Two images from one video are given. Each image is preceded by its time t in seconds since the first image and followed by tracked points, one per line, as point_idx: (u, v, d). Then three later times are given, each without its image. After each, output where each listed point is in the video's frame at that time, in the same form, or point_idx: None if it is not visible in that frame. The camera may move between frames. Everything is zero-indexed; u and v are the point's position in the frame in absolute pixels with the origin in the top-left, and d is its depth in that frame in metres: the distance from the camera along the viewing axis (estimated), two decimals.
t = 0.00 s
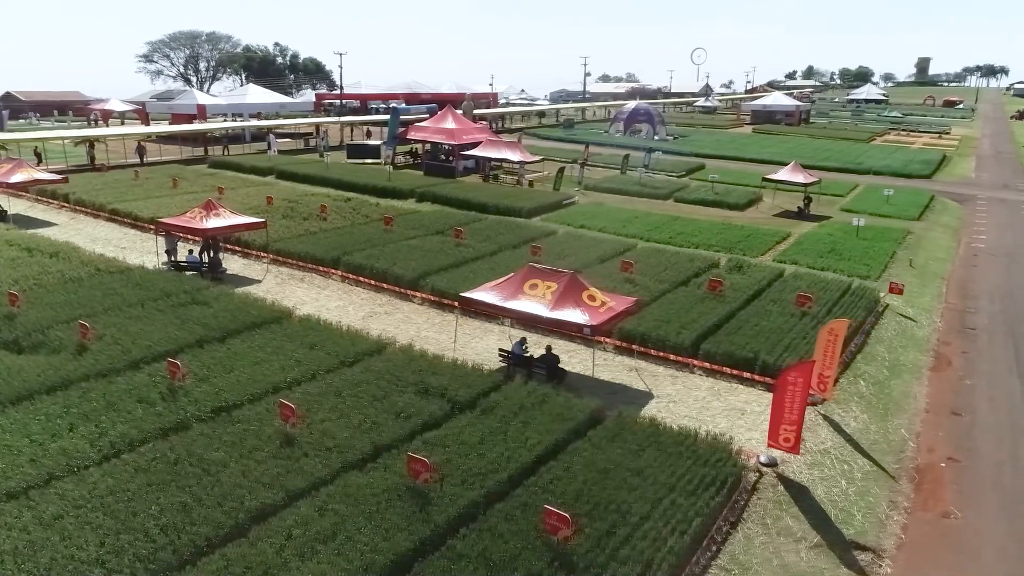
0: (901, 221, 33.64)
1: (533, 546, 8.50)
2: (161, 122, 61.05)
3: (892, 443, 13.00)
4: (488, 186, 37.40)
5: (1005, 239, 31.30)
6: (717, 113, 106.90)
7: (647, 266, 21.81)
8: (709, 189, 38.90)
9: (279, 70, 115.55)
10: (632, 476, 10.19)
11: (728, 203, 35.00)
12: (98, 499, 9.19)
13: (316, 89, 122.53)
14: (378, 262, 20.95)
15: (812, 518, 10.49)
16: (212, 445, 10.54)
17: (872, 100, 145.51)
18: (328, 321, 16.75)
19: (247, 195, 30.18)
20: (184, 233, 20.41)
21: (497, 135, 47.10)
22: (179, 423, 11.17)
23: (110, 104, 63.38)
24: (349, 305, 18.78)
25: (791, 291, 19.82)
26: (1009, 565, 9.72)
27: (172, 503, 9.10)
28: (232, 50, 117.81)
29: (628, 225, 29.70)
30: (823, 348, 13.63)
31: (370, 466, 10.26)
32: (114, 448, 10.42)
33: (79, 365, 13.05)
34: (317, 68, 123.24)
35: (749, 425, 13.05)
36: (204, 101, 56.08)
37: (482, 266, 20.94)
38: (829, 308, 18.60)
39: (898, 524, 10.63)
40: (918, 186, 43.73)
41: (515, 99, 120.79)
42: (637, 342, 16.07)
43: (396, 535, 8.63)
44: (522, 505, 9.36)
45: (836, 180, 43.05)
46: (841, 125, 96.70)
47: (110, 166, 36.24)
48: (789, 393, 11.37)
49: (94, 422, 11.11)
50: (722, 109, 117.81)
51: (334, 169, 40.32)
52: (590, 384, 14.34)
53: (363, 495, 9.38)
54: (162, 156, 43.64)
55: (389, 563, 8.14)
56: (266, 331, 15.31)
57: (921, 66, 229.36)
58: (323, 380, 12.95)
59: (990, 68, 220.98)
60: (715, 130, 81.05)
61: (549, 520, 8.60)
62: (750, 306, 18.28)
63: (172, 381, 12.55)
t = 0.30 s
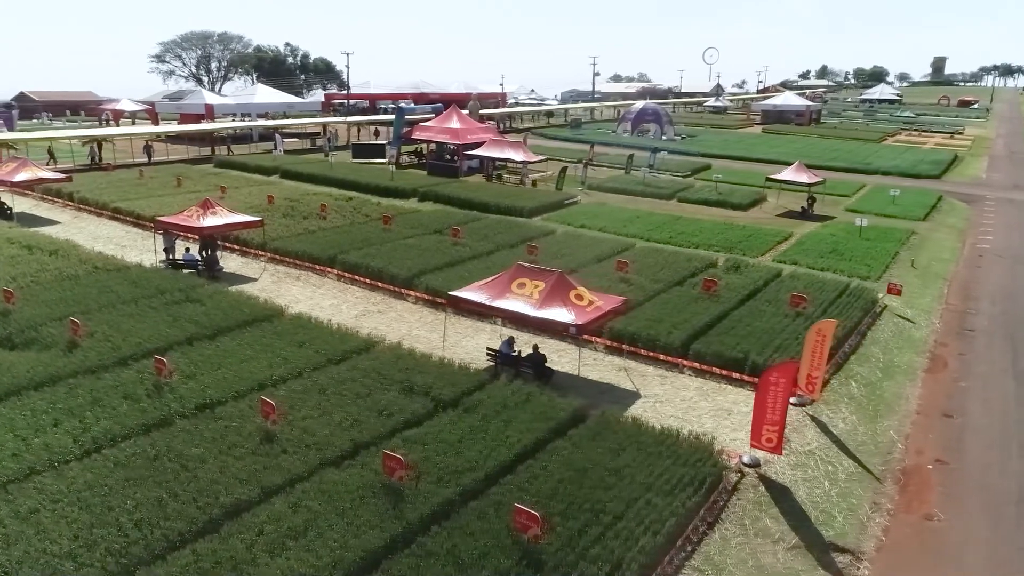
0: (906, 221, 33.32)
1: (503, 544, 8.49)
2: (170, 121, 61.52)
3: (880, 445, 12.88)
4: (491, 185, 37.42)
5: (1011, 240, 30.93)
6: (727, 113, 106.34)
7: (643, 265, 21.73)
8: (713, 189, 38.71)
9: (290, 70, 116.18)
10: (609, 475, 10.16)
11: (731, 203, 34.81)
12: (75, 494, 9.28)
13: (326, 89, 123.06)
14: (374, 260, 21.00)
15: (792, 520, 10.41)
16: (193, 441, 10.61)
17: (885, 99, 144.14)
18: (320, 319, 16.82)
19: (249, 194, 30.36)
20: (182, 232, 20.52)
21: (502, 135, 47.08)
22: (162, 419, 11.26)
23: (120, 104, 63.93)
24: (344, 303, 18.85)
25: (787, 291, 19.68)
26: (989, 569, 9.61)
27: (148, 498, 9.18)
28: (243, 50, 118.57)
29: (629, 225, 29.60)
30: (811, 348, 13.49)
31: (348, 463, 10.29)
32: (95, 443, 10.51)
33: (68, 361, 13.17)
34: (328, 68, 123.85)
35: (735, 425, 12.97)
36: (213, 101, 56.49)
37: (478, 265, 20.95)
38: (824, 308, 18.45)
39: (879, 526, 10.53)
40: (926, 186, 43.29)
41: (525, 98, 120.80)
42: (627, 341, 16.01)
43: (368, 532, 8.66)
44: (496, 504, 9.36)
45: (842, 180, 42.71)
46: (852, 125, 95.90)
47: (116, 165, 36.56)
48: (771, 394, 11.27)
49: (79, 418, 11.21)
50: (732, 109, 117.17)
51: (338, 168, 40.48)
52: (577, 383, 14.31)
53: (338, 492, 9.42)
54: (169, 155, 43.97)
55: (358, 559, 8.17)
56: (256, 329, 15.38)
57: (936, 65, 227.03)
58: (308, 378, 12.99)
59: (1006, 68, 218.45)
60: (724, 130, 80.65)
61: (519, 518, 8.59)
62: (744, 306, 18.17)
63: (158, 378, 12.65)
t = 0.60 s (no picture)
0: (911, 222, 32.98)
1: (471, 542, 8.49)
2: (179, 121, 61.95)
3: (866, 447, 12.76)
4: (493, 185, 37.42)
5: (1017, 241, 30.53)
6: (737, 113, 105.70)
7: (639, 264, 21.66)
8: (717, 189, 38.51)
9: (301, 70, 116.67)
10: (585, 475, 10.14)
11: (734, 203, 34.60)
12: (52, 488, 9.36)
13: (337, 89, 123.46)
14: (370, 259, 21.07)
15: (770, 521, 10.35)
16: (174, 437, 10.69)
17: (899, 99, 142.67)
18: (311, 318, 16.89)
19: (251, 193, 30.53)
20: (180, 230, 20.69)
21: (507, 134, 47.06)
22: (145, 415, 11.34)
23: (130, 104, 64.48)
24: (338, 301, 18.91)
25: (783, 291, 19.53)
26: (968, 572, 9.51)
27: (124, 493, 9.25)
28: (255, 50, 119.20)
29: (629, 225, 29.50)
30: (798, 349, 13.42)
31: (326, 460, 10.32)
32: (77, 439, 10.60)
33: (57, 357, 13.29)
34: (338, 67, 124.29)
35: (719, 425, 12.90)
36: (221, 101, 56.85)
37: (473, 263, 20.95)
38: (818, 308, 18.31)
39: (859, 528, 10.43)
40: (934, 187, 42.83)
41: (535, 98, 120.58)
42: (617, 341, 15.96)
43: (339, 528, 8.68)
44: (469, 501, 9.37)
45: (849, 180, 42.36)
46: (863, 125, 95.03)
47: (122, 164, 36.87)
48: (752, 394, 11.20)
49: (63, 414, 11.31)
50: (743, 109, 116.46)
51: (342, 167, 40.62)
52: (564, 382, 14.29)
53: (312, 489, 9.44)
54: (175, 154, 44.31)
55: (327, 556, 8.20)
56: (246, 326, 15.47)
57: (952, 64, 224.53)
58: (293, 375, 13.03)
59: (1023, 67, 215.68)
60: (733, 129, 80.18)
61: (489, 516, 8.59)
62: (737, 306, 18.07)
63: (145, 375, 12.75)
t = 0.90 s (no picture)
0: (917, 222, 32.65)
1: (442, 540, 8.50)
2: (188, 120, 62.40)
3: (853, 448, 12.64)
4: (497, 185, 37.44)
5: None
6: (748, 113, 105.03)
7: (635, 264, 21.57)
8: (722, 189, 38.31)
9: (312, 70, 117.27)
10: (562, 474, 10.13)
11: (738, 203, 34.41)
12: (32, 482, 9.46)
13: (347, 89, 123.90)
14: (366, 258, 21.13)
15: (749, 522, 10.28)
16: (155, 433, 10.76)
17: (913, 99, 141.14)
18: (304, 316, 16.96)
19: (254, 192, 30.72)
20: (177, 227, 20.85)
21: (512, 134, 47.02)
22: (129, 411, 11.43)
23: (142, 104, 65.08)
24: (333, 299, 18.99)
25: (779, 291, 19.40)
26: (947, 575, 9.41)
27: (101, 487, 9.33)
28: (266, 50, 119.94)
29: (629, 224, 29.39)
30: (786, 349, 13.34)
31: (304, 457, 10.36)
32: (61, 433, 10.70)
33: (48, 353, 13.43)
34: (349, 67, 124.75)
35: (705, 425, 12.83)
36: (229, 101, 57.24)
37: (469, 263, 20.97)
38: (813, 309, 18.17)
39: (840, 530, 10.34)
40: (942, 187, 42.35)
41: (544, 98, 120.47)
42: (608, 340, 15.92)
43: (310, 524, 8.71)
44: (443, 499, 9.39)
45: (856, 180, 42.00)
46: (876, 125, 94.13)
47: (129, 163, 37.22)
48: (735, 394, 11.13)
49: (49, 409, 11.43)
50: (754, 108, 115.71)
51: (347, 167, 40.78)
52: (551, 381, 14.27)
53: (287, 485, 9.49)
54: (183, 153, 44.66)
55: (297, 551, 8.23)
56: (238, 323, 15.57)
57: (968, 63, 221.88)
58: (280, 373, 13.09)
59: None
60: (743, 129, 79.69)
61: (459, 514, 8.60)
62: (731, 306, 17.97)
63: (132, 371, 12.85)
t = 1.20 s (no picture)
0: (924, 223, 32.28)
1: (413, 537, 8.51)
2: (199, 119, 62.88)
3: (841, 450, 12.52)
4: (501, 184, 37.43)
5: None
6: (760, 113, 104.29)
7: (633, 264, 21.49)
8: (727, 188, 38.07)
9: (324, 70, 117.82)
10: (540, 472, 10.10)
11: (743, 203, 34.18)
12: (14, 476, 9.56)
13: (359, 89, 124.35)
14: (364, 257, 21.21)
15: (729, 523, 10.20)
16: (139, 429, 10.84)
17: (929, 99, 139.47)
18: (298, 314, 17.04)
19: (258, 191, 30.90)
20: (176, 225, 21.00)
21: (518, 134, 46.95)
22: (115, 406, 11.52)
23: (154, 104, 65.69)
24: (328, 297, 19.07)
25: (775, 291, 19.25)
26: None
27: (81, 482, 9.41)
28: (279, 51, 120.68)
29: (631, 224, 29.28)
30: (775, 350, 13.26)
31: (284, 453, 10.41)
32: (46, 428, 10.80)
33: (40, 349, 13.58)
34: (360, 67, 125.11)
35: (691, 425, 12.75)
36: (239, 100, 57.64)
37: (465, 262, 20.98)
38: (809, 310, 18.02)
39: (821, 532, 10.23)
40: (953, 187, 41.85)
41: (555, 98, 120.12)
42: (599, 340, 15.86)
43: (284, 520, 8.75)
44: (418, 497, 9.40)
45: (865, 181, 41.59)
46: (890, 125, 93.16)
47: (137, 162, 37.59)
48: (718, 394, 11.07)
49: (37, 404, 11.56)
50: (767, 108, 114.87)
51: (353, 166, 40.94)
52: (540, 380, 14.24)
53: (264, 482, 9.53)
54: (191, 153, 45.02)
55: (268, 547, 8.27)
56: (230, 321, 15.66)
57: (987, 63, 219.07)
58: (267, 370, 13.16)
59: None
60: (754, 129, 79.15)
61: (431, 512, 8.63)
62: (726, 306, 17.85)
63: (122, 367, 12.98)
